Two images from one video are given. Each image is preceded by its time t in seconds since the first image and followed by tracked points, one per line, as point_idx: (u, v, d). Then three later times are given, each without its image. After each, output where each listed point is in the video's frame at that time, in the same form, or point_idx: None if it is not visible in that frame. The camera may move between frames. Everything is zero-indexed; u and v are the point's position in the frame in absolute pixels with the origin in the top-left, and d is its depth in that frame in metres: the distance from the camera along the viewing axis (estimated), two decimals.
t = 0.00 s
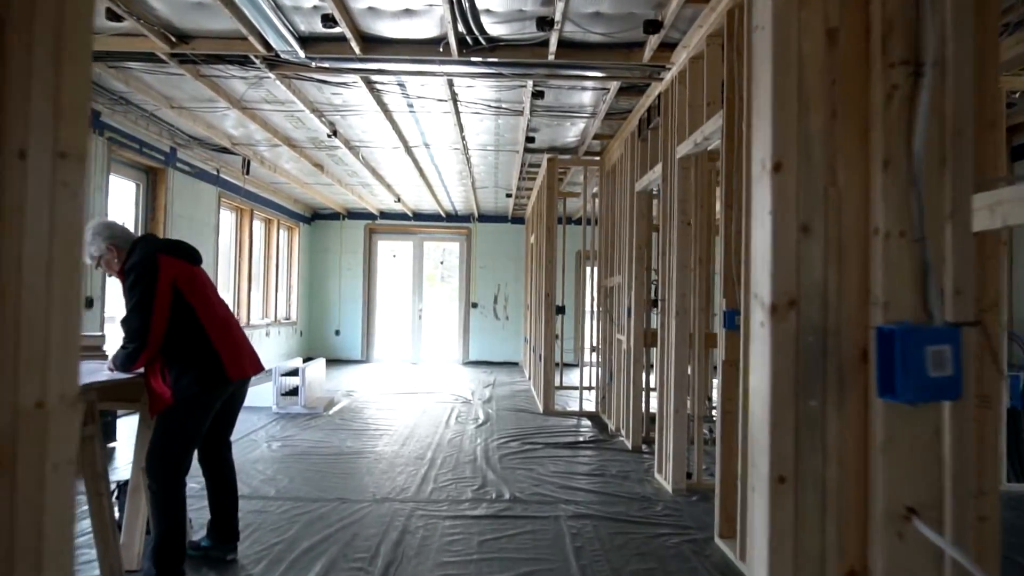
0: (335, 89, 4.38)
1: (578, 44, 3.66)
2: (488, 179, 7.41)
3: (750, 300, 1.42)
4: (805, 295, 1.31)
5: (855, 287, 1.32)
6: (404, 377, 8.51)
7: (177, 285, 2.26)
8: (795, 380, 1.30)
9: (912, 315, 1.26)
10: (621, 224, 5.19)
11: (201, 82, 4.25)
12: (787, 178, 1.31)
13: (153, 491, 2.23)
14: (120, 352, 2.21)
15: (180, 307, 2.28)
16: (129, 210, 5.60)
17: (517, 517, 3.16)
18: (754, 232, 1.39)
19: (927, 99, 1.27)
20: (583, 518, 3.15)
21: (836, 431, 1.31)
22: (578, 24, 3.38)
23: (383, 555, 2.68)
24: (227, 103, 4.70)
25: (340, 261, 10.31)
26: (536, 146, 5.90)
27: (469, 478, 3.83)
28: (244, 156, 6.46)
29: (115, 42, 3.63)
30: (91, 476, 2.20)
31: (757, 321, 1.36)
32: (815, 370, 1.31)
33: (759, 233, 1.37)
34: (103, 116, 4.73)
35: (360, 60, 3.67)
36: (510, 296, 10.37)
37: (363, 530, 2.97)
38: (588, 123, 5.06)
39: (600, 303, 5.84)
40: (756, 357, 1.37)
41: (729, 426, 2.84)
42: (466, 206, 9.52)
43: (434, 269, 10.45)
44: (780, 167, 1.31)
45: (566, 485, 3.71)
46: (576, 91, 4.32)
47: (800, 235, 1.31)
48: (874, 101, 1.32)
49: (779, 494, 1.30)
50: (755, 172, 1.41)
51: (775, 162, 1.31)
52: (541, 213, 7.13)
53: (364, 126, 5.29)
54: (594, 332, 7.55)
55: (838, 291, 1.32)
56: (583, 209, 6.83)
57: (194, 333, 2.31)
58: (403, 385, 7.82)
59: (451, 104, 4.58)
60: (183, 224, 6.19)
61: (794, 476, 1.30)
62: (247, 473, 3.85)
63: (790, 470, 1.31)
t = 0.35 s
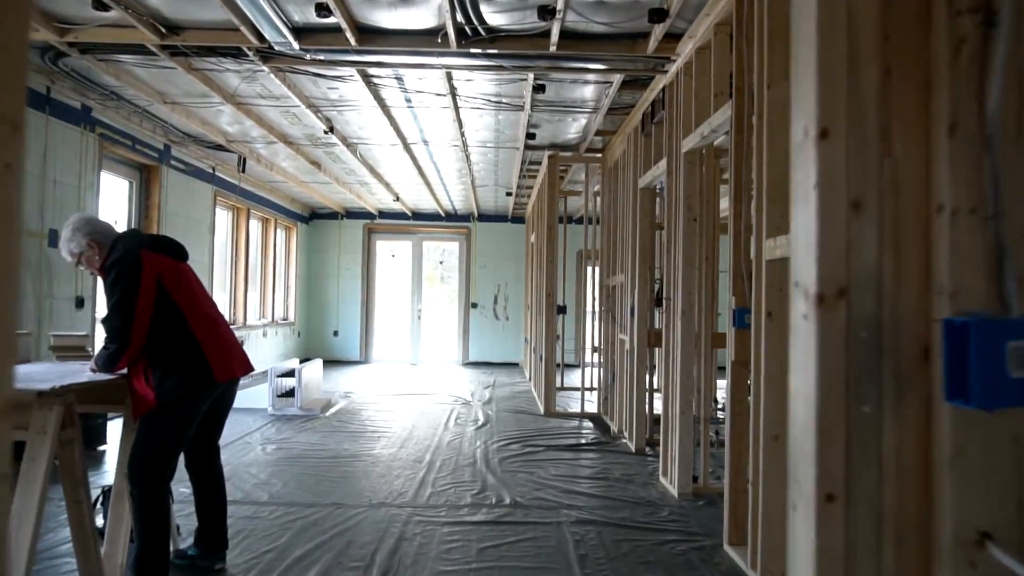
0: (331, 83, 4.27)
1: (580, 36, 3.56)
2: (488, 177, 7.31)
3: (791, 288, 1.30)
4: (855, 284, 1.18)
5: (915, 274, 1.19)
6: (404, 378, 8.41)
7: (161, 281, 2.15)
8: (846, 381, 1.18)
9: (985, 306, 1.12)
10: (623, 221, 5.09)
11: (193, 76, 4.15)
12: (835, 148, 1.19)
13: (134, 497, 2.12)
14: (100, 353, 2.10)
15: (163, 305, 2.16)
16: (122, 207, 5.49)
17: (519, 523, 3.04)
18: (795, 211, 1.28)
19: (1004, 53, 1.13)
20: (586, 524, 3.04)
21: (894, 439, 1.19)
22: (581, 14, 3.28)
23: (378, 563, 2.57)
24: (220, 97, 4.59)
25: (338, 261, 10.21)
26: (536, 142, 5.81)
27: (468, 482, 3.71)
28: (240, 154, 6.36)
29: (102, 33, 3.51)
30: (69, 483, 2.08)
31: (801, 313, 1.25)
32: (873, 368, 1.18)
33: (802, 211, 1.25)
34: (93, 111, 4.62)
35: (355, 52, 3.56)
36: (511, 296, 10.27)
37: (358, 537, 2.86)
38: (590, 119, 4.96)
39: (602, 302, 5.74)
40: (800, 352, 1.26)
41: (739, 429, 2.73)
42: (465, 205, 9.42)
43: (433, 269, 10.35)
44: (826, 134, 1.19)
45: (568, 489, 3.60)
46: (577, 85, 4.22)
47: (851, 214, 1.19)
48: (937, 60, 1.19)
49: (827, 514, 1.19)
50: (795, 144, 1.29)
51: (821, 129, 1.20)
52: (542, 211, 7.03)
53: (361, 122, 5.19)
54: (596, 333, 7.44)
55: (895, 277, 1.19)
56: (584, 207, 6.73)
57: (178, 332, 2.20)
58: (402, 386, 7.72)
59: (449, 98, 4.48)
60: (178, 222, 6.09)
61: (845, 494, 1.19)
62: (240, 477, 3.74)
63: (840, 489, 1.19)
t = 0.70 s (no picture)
0: (328, 77, 4.16)
1: (583, 26, 3.45)
2: (488, 175, 7.20)
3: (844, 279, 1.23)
4: (926, 271, 1.10)
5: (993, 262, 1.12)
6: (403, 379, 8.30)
7: (142, 281, 2.03)
8: (917, 386, 1.10)
9: None
10: (626, 219, 4.97)
11: (185, 69, 4.04)
12: (901, 106, 1.11)
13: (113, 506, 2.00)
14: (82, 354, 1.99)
15: (146, 304, 2.05)
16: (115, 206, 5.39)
17: (520, 530, 2.93)
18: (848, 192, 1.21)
19: None
20: (590, 531, 2.93)
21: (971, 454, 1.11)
22: (584, 3, 3.17)
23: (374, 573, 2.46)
24: (214, 92, 4.48)
25: (337, 261, 10.10)
26: (537, 139, 5.70)
27: (468, 486, 3.60)
28: (235, 151, 6.25)
29: (90, 23, 3.40)
30: (46, 492, 1.97)
31: (859, 306, 1.17)
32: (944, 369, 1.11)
33: (859, 187, 1.17)
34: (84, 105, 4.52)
35: (351, 43, 3.46)
36: (511, 296, 10.16)
37: (354, 545, 2.75)
38: (592, 114, 4.85)
39: (604, 302, 5.62)
40: (857, 350, 1.17)
41: (750, 433, 2.61)
42: (465, 204, 9.30)
43: (433, 268, 10.24)
44: (891, 92, 1.11)
45: (571, 494, 3.49)
46: (579, 78, 4.11)
47: (922, 184, 1.11)
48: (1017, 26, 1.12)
49: (896, 544, 1.10)
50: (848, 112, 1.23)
51: (885, 87, 1.12)
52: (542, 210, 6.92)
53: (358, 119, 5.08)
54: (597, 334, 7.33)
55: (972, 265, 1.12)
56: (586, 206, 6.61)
57: (160, 333, 2.08)
58: (401, 388, 7.61)
59: (448, 92, 4.37)
60: (172, 221, 5.98)
61: (915, 525, 1.10)
62: (232, 482, 3.63)
63: (909, 516, 1.10)
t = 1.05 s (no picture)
0: (324, 73, 4.06)
1: (586, 19, 3.36)
2: (488, 175, 7.11)
3: (913, 279, 0.99)
4: None
5: None
6: (402, 382, 8.20)
7: (123, 283, 1.93)
8: None
9: None
10: (629, 218, 4.87)
11: (177, 66, 3.94)
12: (1003, 62, 0.84)
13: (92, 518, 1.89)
14: (60, 360, 1.88)
15: (128, 307, 1.95)
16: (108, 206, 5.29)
17: (521, 541, 2.83)
18: (923, 175, 0.95)
19: None
20: (593, 542, 2.82)
21: None
22: None
23: None
24: (207, 89, 4.39)
25: (335, 262, 10.00)
26: (538, 137, 5.60)
27: (467, 493, 3.50)
28: (231, 150, 6.15)
29: (78, 17, 3.31)
30: (21, 504, 1.88)
31: (940, 316, 0.92)
32: None
33: (943, 170, 0.91)
34: (75, 103, 4.42)
35: (347, 37, 3.36)
36: (511, 297, 10.05)
37: (349, 556, 2.65)
38: (594, 111, 4.75)
39: (607, 303, 5.52)
40: (934, 376, 0.93)
41: (760, 440, 2.51)
42: (465, 204, 9.20)
43: (433, 270, 10.14)
44: (988, 46, 0.85)
45: (573, 501, 3.39)
46: (582, 74, 4.01)
47: None
48: None
49: None
50: (919, 73, 0.97)
51: (979, 37, 0.86)
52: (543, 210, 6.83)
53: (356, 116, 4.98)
54: (599, 336, 7.22)
55: None
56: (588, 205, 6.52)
57: (143, 337, 1.98)
58: (400, 390, 7.50)
59: (447, 89, 4.27)
60: (167, 221, 5.88)
61: None
62: (224, 490, 3.52)
63: None
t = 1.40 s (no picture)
0: (319, 68, 3.95)
1: (588, 12, 3.26)
2: (488, 174, 7.00)
3: None
4: None
5: None
6: (401, 384, 8.09)
7: (101, 284, 1.82)
8: None
9: None
10: (632, 217, 4.77)
11: (168, 61, 3.83)
12: None
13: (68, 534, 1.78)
14: (34, 366, 1.78)
15: (106, 310, 1.84)
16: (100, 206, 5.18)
17: (522, 552, 2.72)
18: None
19: None
20: (597, 554, 2.71)
21: None
22: None
23: None
24: (200, 85, 4.28)
25: (333, 263, 9.89)
26: (538, 136, 5.50)
27: (466, 502, 3.39)
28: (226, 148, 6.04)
29: (63, 9, 3.20)
30: None
31: None
32: None
33: None
34: (64, 100, 4.31)
35: (342, 31, 3.25)
36: (511, 298, 9.95)
37: (342, 570, 2.54)
38: (596, 108, 4.64)
39: (608, 304, 5.41)
40: None
41: (772, 449, 2.40)
42: (464, 204, 9.09)
43: (432, 270, 10.03)
44: None
45: (576, 510, 3.28)
46: (584, 70, 3.91)
47: None
48: None
49: None
50: None
51: None
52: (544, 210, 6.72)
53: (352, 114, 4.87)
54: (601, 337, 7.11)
55: None
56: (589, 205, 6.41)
57: (124, 340, 1.87)
58: (398, 392, 7.39)
59: (446, 85, 4.16)
60: (161, 221, 5.77)
61: None
62: (215, 498, 3.41)
63: None
